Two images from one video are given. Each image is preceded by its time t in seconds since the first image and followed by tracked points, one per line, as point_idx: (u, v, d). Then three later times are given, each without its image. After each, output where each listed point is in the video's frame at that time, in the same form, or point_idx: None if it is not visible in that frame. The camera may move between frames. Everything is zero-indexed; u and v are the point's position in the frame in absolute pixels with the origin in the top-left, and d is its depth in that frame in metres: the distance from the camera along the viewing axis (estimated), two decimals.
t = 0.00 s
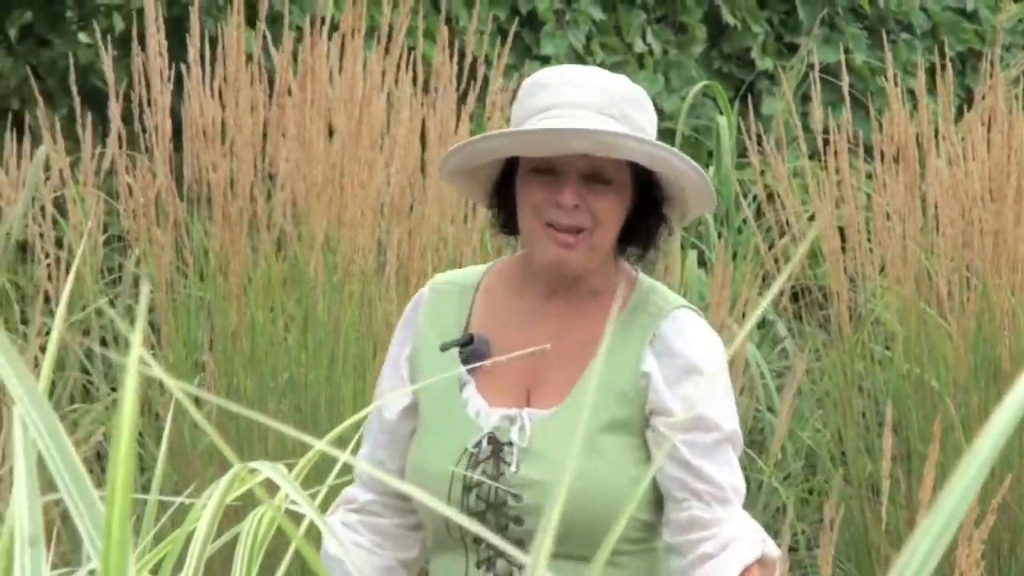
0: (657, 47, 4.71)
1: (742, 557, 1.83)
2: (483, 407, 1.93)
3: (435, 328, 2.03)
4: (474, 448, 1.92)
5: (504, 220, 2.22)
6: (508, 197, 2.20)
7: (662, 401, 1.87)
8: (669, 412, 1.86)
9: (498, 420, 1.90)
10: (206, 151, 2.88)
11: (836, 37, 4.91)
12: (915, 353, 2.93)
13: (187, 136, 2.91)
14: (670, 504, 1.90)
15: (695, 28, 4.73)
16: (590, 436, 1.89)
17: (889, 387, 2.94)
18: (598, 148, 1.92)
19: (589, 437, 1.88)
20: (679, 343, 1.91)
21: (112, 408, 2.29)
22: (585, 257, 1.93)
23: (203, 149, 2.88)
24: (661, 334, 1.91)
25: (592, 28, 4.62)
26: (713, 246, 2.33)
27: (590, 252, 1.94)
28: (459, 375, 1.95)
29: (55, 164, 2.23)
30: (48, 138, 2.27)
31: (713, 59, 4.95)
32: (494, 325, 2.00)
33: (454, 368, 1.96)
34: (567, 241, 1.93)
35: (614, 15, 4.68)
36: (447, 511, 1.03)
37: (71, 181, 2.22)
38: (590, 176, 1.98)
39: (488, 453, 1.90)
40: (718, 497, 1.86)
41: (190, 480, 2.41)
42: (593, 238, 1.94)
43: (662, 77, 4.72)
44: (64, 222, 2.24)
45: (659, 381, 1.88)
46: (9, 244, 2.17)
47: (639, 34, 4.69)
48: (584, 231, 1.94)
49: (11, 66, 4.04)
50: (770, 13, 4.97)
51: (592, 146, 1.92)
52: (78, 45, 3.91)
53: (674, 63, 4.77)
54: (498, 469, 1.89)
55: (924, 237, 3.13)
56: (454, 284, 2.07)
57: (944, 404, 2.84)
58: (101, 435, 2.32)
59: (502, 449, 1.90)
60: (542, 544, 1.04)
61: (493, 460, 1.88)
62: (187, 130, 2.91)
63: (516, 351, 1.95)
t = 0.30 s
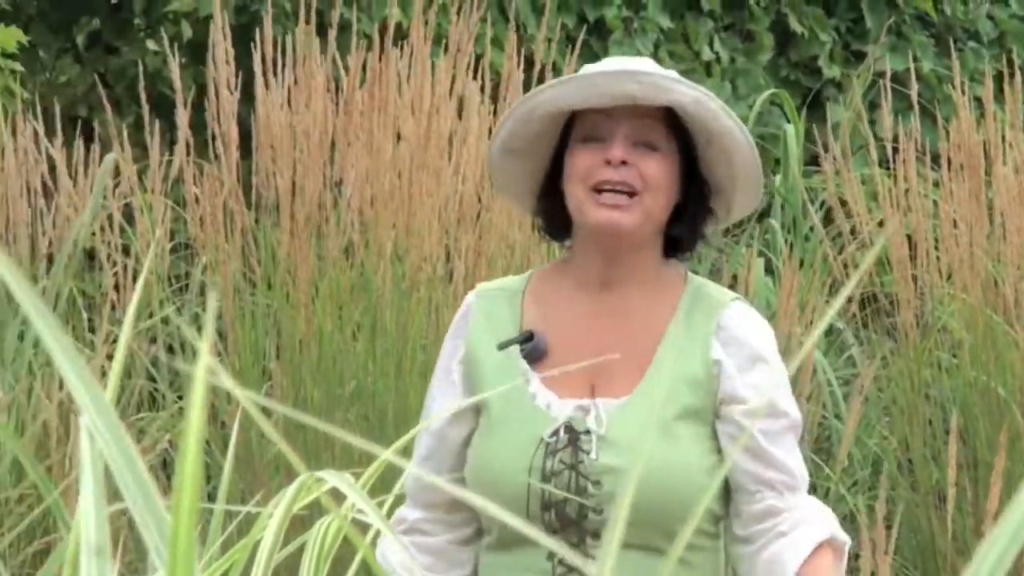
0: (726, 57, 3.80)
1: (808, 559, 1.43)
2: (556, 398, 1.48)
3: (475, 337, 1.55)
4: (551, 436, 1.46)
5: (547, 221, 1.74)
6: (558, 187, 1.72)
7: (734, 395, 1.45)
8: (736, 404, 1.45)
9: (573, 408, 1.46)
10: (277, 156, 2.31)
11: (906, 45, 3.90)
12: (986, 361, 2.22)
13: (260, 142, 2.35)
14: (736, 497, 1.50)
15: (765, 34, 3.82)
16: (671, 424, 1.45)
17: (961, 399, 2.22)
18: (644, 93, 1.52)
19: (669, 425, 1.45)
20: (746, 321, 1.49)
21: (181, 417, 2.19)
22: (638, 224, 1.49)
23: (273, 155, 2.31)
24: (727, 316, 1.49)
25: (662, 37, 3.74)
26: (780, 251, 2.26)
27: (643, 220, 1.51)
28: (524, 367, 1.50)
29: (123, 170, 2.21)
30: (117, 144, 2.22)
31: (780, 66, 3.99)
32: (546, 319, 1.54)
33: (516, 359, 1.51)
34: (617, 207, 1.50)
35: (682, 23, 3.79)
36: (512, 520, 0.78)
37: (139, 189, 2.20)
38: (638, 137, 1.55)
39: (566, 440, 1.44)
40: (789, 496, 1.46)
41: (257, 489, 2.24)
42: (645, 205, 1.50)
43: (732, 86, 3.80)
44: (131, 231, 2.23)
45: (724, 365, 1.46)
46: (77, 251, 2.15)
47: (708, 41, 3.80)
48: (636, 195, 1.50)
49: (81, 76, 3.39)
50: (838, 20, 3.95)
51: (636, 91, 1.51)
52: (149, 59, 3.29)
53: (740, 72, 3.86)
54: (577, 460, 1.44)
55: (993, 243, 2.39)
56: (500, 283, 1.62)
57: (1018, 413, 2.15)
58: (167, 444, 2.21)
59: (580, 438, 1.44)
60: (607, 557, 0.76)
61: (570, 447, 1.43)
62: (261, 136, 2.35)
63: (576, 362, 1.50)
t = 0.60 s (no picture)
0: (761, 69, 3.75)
1: (823, 558, 1.44)
2: (581, 405, 1.48)
3: (493, 352, 1.55)
4: (579, 443, 1.46)
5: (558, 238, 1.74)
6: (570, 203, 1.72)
7: (759, 407, 1.49)
8: (757, 413, 1.49)
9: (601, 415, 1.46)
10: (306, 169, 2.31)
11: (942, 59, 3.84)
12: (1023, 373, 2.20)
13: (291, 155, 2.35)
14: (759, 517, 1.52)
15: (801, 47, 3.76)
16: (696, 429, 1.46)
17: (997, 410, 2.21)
18: (658, 111, 1.52)
19: (694, 429, 1.46)
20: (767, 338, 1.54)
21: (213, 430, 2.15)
22: (657, 240, 1.49)
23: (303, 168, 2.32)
24: (749, 328, 1.52)
25: (696, 49, 3.68)
26: (815, 264, 2.24)
27: (662, 236, 1.51)
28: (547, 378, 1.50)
29: (156, 184, 2.19)
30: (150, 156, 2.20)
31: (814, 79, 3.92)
32: (563, 335, 1.54)
33: (538, 369, 1.51)
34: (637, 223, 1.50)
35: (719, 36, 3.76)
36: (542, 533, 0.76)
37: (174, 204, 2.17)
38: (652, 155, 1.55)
39: (595, 446, 1.44)
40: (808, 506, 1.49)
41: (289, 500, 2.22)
42: (663, 221, 1.51)
43: (766, 98, 3.73)
44: (163, 244, 2.20)
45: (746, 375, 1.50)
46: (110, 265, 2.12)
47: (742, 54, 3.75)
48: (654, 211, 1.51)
49: (115, 89, 3.45)
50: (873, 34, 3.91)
51: (650, 109, 1.52)
52: (183, 73, 3.28)
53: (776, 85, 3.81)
54: (607, 465, 1.44)
55: None
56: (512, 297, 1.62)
57: None
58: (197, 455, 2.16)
59: (609, 443, 1.44)
60: None
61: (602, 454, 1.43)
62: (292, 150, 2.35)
63: (598, 376, 1.50)
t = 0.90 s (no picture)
0: (770, 79, 3.65)
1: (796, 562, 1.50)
2: (558, 427, 1.51)
3: (465, 374, 1.57)
4: (561, 464, 1.48)
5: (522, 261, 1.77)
6: (533, 225, 1.75)
7: (731, 424, 1.55)
8: (726, 430, 1.56)
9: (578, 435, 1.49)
10: (317, 180, 2.30)
11: (951, 70, 3.81)
12: None
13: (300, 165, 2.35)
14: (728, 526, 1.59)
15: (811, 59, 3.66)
16: (673, 447, 1.51)
17: (1004, 420, 2.21)
18: (615, 127, 1.58)
19: (670, 446, 1.51)
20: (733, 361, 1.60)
21: (223, 441, 2.15)
22: (621, 256, 1.53)
23: (313, 179, 2.31)
24: (718, 349, 1.58)
25: (703, 61, 3.61)
26: (824, 276, 2.24)
27: (623, 253, 1.54)
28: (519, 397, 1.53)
29: (164, 194, 2.18)
30: (158, 169, 2.19)
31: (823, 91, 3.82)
32: (530, 354, 1.58)
33: (511, 392, 1.53)
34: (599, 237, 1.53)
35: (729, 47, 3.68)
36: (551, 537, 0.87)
37: (183, 215, 2.16)
38: (610, 173, 1.60)
39: (578, 466, 1.47)
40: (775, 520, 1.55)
41: (298, 511, 2.21)
42: (624, 238, 1.54)
43: (773, 112, 3.65)
44: (173, 255, 2.20)
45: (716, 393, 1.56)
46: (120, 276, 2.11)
47: (752, 64, 3.65)
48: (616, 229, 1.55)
49: (125, 100, 3.40)
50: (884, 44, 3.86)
51: (607, 125, 1.58)
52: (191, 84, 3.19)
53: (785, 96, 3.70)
54: (591, 485, 1.47)
55: None
56: (477, 321, 1.64)
57: None
58: (207, 465, 2.16)
59: (590, 462, 1.48)
60: None
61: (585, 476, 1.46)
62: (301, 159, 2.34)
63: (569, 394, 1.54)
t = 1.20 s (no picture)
0: (789, 81, 3.70)
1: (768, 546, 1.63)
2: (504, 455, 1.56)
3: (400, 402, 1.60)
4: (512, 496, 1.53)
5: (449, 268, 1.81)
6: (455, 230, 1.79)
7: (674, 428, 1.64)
8: (669, 433, 1.64)
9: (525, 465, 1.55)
10: (337, 182, 2.30)
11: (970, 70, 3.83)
12: None
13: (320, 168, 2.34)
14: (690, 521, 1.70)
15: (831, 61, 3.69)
16: (618, 459, 1.59)
17: None
18: (534, 134, 1.62)
19: (614, 459, 1.59)
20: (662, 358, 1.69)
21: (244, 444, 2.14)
22: (542, 262, 1.59)
23: (332, 181, 2.31)
24: (648, 353, 1.66)
25: (724, 62, 3.64)
26: (846, 278, 2.23)
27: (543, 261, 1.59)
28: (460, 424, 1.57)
29: (184, 197, 2.18)
30: (178, 172, 2.19)
31: (843, 92, 3.87)
32: (458, 368, 1.63)
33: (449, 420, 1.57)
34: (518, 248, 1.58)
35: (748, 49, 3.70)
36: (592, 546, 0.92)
37: (201, 217, 2.17)
38: (529, 178, 1.64)
39: (530, 497, 1.53)
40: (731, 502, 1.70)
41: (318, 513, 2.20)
42: (545, 242, 1.59)
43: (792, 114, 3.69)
44: (193, 258, 2.20)
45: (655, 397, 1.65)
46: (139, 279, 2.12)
47: (771, 66, 3.69)
48: (535, 235, 1.60)
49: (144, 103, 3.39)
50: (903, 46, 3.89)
51: (526, 131, 1.61)
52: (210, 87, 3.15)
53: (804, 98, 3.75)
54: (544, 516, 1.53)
55: None
56: (403, 336, 1.67)
57: None
58: (228, 468, 2.16)
59: (541, 492, 1.54)
60: None
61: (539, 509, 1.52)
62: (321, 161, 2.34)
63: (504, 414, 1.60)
